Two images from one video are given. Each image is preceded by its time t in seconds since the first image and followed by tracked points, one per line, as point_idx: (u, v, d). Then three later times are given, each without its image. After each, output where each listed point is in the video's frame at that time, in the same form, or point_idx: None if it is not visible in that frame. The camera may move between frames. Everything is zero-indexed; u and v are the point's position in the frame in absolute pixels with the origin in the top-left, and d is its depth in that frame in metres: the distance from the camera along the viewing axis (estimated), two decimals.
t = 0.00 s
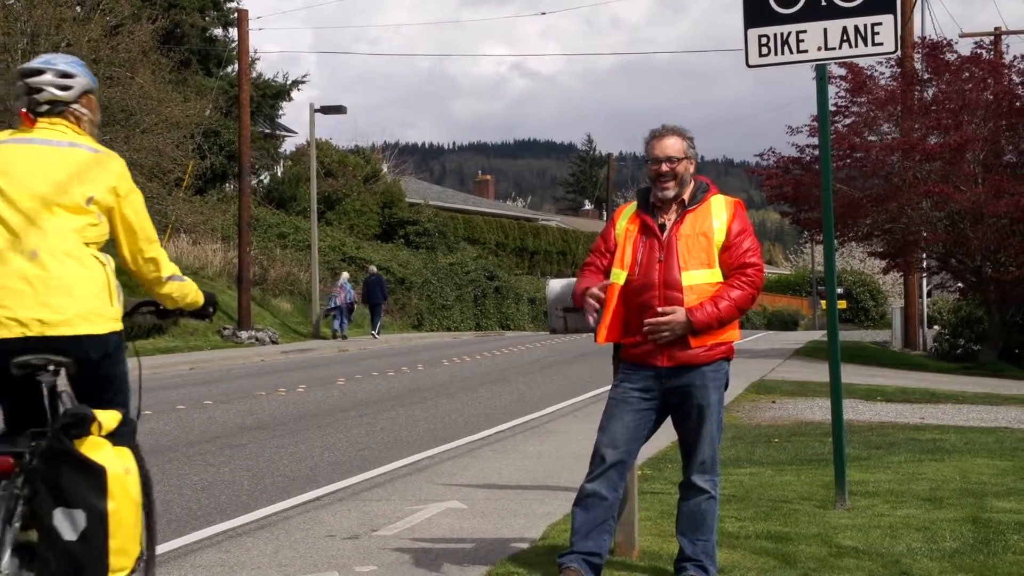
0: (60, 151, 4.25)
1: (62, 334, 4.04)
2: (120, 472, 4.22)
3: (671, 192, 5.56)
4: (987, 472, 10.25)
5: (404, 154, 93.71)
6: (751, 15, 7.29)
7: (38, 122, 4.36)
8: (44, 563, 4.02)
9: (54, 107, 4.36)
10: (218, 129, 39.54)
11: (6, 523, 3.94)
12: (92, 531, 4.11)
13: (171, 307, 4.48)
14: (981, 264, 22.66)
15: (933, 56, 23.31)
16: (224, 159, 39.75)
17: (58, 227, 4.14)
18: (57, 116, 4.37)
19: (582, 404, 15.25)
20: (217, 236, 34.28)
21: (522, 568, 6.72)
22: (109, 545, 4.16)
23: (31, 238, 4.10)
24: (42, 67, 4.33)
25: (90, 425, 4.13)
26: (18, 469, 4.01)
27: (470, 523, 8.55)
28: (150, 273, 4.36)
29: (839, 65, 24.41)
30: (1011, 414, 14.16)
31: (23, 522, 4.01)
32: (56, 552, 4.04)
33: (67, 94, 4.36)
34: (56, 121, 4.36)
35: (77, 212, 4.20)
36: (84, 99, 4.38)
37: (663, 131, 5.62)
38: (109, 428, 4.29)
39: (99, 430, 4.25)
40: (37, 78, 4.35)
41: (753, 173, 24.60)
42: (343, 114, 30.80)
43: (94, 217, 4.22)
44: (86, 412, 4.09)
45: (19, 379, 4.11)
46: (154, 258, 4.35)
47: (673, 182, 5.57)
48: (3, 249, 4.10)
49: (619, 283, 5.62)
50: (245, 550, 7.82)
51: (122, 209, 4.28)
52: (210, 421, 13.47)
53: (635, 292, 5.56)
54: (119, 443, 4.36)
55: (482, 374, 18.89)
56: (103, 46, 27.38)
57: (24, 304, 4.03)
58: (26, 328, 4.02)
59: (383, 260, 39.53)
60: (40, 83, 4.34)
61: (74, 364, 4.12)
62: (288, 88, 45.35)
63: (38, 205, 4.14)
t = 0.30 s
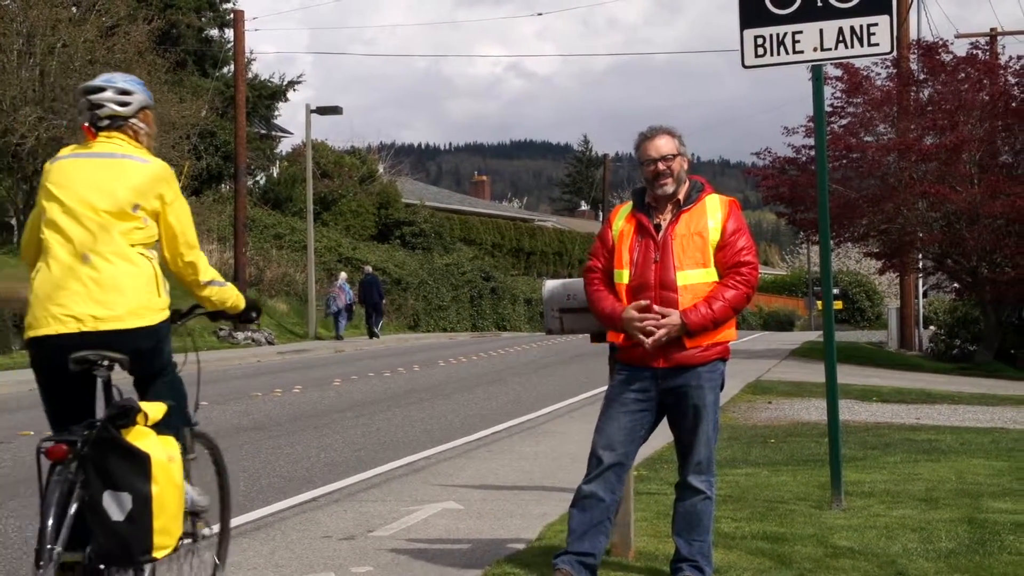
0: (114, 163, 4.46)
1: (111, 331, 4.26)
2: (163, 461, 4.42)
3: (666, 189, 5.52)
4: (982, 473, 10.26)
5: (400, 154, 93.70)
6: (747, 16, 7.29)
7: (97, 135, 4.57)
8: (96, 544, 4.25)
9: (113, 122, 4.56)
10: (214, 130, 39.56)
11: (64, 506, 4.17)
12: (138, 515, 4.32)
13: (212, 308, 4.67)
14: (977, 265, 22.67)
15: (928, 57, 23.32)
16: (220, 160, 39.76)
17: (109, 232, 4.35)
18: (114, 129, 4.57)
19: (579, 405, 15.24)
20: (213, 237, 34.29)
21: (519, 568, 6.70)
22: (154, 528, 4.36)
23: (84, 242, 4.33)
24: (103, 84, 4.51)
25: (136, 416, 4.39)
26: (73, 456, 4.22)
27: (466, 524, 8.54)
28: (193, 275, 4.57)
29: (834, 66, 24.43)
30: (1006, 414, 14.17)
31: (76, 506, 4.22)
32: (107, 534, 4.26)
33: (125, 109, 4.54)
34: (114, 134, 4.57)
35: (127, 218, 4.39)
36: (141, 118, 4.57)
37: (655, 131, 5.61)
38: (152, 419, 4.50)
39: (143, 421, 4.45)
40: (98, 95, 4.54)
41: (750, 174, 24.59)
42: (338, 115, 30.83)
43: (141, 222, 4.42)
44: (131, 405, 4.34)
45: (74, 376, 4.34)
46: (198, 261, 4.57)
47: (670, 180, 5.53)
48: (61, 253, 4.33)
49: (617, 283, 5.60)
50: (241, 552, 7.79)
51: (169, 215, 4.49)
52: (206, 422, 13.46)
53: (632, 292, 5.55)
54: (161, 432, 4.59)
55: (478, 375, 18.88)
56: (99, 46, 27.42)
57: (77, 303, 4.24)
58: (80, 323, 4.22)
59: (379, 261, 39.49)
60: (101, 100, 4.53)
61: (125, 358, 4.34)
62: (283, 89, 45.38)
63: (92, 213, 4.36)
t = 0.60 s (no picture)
0: (160, 174, 4.62)
1: (150, 331, 4.38)
2: (197, 442, 4.56)
3: (665, 189, 5.51)
4: (979, 472, 10.27)
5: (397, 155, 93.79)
6: (743, 16, 7.29)
7: (145, 148, 4.73)
8: (138, 521, 4.46)
9: (159, 136, 4.71)
10: (211, 131, 39.56)
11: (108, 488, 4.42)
12: (175, 493, 4.49)
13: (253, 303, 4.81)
14: (974, 265, 22.69)
15: (924, 57, 23.35)
16: (217, 161, 39.76)
17: (153, 236, 4.50)
18: (160, 143, 4.73)
19: (576, 405, 15.25)
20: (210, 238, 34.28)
21: (517, 569, 6.68)
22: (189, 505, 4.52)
23: (130, 246, 4.47)
24: (151, 100, 4.67)
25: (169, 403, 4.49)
26: (115, 440, 4.43)
27: (463, 524, 8.54)
28: (236, 275, 4.73)
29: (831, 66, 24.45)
30: (1003, 415, 14.19)
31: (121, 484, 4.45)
32: (147, 511, 4.46)
33: (171, 125, 4.70)
34: (160, 148, 4.73)
35: (172, 224, 4.55)
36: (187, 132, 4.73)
37: (649, 131, 5.59)
38: (190, 405, 4.60)
39: (179, 407, 4.57)
40: (146, 110, 4.70)
41: (746, 174, 24.60)
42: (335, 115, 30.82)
43: (186, 229, 4.58)
44: (162, 390, 4.44)
45: (118, 373, 4.46)
46: (240, 263, 4.73)
47: (667, 180, 5.52)
48: (108, 256, 4.49)
49: (618, 284, 5.59)
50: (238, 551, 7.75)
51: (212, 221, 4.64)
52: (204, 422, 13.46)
53: (632, 294, 5.55)
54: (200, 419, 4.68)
55: (475, 375, 18.88)
56: (96, 47, 27.42)
57: (119, 304, 4.39)
58: (122, 323, 4.37)
59: (376, 261, 39.45)
60: (148, 115, 4.69)
61: (163, 355, 4.43)
62: (280, 89, 45.39)
63: (138, 220, 4.52)
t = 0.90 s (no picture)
0: (200, 181, 4.81)
1: (198, 328, 4.59)
2: (247, 430, 4.69)
3: (664, 190, 5.51)
4: (976, 473, 10.27)
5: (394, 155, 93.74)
6: (740, 16, 7.27)
7: (184, 157, 4.92)
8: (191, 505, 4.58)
9: (198, 147, 4.91)
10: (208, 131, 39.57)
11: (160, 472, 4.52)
12: (228, 479, 4.60)
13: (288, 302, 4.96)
14: (971, 265, 22.70)
15: (922, 58, 23.36)
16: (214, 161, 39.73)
17: (197, 238, 4.69)
18: (198, 152, 4.92)
19: (574, 405, 15.26)
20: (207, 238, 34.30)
21: (516, 569, 6.66)
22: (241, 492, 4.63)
23: (175, 249, 4.66)
24: (190, 114, 4.86)
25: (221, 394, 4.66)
26: (169, 428, 4.56)
27: (461, 525, 8.52)
28: (272, 275, 4.83)
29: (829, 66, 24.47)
30: (1001, 415, 14.19)
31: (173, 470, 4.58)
32: (200, 496, 4.57)
33: (209, 135, 4.90)
34: (198, 157, 4.92)
35: (213, 228, 4.73)
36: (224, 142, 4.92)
37: (648, 132, 5.57)
38: (237, 396, 4.78)
39: (228, 397, 4.74)
40: (185, 122, 4.90)
41: (744, 174, 24.61)
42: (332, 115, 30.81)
43: (227, 232, 4.77)
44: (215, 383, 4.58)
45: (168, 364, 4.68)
46: (277, 263, 4.84)
47: (666, 180, 5.51)
48: (154, 255, 4.67)
49: (617, 285, 5.59)
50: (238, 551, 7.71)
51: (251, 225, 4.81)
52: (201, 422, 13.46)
53: (631, 295, 5.54)
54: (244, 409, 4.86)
55: (472, 376, 18.85)
56: (93, 47, 27.39)
57: (168, 301, 4.59)
58: (170, 321, 4.57)
59: (374, 261, 39.42)
60: (187, 126, 4.88)
61: (208, 349, 4.65)
62: (277, 89, 45.39)
63: (182, 223, 4.71)
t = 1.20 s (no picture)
0: (236, 186, 5.31)
1: (238, 323, 5.08)
2: (285, 419, 5.28)
3: (662, 188, 5.51)
4: (974, 472, 10.29)
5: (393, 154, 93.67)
6: (738, 16, 7.28)
7: (222, 163, 5.42)
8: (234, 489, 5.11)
9: (234, 153, 5.40)
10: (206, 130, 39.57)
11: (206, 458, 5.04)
12: (267, 464, 5.17)
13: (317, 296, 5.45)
14: (969, 265, 22.72)
15: (920, 57, 23.38)
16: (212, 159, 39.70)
17: (235, 241, 5.17)
18: (235, 158, 5.42)
19: (572, 404, 15.26)
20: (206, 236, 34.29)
21: (514, 568, 6.66)
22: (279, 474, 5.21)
23: (215, 250, 5.14)
24: (227, 123, 5.34)
25: (262, 385, 5.21)
26: (212, 419, 5.10)
27: (459, 523, 8.52)
28: (303, 273, 5.34)
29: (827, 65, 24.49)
30: (998, 414, 14.20)
31: (214, 457, 5.09)
32: (242, 480, 5.13)
33: (245, 142, 5.39)
34: (235, 163, 5.41)
35: (249, 230, 5.21)
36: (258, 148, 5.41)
37: (646, 131, 5.57)
38: (274, 389, 5.36)
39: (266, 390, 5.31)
40: (223, 130, 5.39)
41: (742, 174, 24.64)
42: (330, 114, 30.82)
43: (261, 234, 5.25)
44: (258, 376, 5.16)
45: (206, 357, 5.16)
46: (307, 261, 5.34)
47: (665, 179, 5.52)
48: (195, 258, 5.15)
49: (615, 283, 5.59)
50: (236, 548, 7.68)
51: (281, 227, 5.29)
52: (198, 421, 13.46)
53: (629, 293, 5.55)
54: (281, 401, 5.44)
55: (470, 374, 18.85)
56: (91, 46, 27.39)
57: (211, 300, 5.07)
58: (212, 317, 5.06)
59: (372, 260, 39.39)
60: (225, 134, 5.37)
61: (247, 343, 5.13)
62: (275, 88, 45.40)
63: (221, 226, 5.19)
